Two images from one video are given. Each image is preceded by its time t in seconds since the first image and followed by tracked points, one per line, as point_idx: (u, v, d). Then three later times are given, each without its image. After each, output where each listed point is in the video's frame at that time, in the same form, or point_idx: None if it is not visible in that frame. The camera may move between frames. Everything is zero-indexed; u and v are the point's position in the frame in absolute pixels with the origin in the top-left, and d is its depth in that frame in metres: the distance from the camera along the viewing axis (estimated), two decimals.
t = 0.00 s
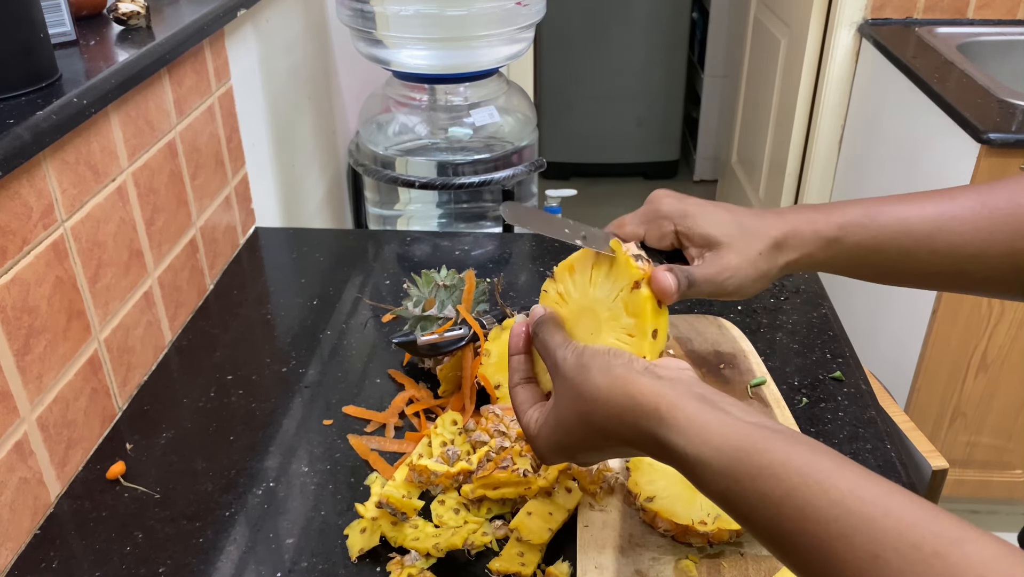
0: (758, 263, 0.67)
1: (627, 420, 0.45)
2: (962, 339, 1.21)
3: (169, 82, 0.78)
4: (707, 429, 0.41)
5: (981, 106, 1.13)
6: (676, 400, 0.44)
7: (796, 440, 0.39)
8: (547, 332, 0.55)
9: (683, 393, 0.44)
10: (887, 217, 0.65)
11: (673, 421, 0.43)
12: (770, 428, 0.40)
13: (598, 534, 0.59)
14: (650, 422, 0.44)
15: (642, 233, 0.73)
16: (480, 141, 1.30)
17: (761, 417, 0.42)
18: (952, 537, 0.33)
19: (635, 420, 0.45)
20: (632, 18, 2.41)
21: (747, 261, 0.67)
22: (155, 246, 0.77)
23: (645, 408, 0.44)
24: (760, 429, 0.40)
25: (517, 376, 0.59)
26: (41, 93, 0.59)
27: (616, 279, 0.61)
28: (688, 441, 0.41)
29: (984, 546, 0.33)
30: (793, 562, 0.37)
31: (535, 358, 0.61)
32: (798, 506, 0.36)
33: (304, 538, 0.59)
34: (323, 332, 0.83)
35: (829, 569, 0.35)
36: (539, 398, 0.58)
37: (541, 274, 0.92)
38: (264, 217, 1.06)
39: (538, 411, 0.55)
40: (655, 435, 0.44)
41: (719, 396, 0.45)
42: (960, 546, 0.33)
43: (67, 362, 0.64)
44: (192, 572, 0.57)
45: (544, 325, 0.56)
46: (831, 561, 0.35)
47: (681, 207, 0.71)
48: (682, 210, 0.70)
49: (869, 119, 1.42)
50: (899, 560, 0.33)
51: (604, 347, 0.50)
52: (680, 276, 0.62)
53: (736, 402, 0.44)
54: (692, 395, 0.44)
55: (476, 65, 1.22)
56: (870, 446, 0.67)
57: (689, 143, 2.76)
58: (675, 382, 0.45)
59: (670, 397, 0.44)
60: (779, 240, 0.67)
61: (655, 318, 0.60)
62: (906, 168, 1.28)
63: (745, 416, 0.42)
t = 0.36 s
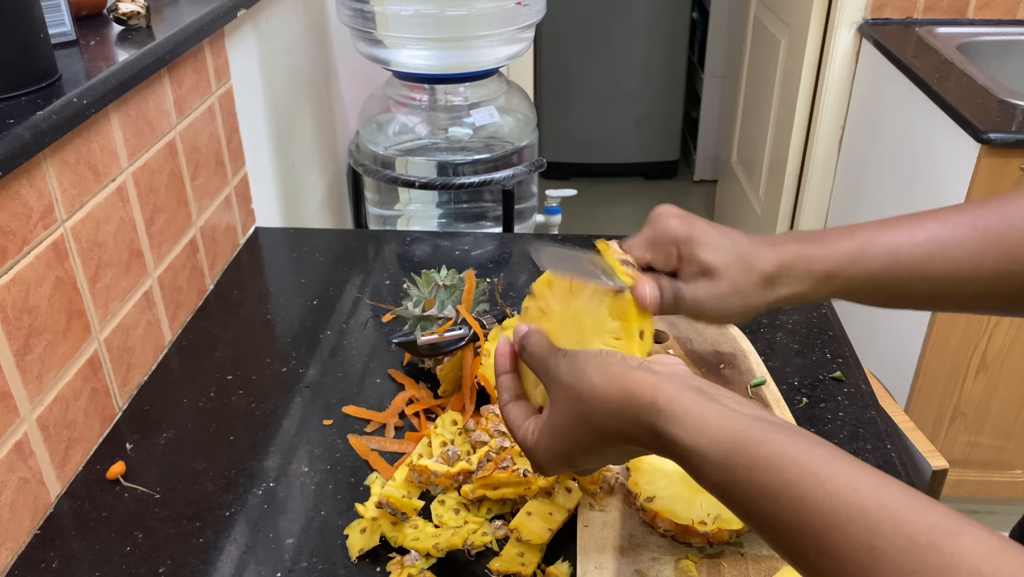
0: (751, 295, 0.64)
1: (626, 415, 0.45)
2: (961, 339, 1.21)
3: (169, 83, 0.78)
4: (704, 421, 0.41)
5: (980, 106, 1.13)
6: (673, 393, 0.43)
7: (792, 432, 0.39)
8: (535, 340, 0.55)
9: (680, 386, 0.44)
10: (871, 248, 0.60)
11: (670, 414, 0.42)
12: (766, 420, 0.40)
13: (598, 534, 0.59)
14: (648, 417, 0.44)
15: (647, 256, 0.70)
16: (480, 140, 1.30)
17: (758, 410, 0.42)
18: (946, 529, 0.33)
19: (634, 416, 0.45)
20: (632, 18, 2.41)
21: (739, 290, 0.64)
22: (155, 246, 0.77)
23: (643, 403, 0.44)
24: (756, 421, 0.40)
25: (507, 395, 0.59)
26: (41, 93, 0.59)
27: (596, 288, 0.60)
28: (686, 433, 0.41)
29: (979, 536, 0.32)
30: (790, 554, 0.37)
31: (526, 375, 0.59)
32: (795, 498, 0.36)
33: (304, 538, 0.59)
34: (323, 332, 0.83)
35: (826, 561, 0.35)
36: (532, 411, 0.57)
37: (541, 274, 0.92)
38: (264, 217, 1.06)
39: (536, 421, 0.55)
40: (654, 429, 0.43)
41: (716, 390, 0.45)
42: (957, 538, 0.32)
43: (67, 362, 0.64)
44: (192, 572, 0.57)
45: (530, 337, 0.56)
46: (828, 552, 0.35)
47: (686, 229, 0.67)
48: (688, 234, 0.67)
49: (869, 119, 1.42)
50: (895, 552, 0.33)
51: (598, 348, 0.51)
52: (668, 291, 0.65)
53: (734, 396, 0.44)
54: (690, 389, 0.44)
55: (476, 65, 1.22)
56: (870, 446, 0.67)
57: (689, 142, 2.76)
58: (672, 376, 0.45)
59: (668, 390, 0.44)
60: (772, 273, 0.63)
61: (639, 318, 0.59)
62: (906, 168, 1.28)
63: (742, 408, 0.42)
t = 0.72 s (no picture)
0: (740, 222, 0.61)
1: (603, 452, 0.44)
2: (960, 339, 1.21)
3: (169, 83, 0.78)
4: (685, 457, 0.39)
5: (980, 106, 1.13)
6: (651, 429, 0.42)
7: (776, 463, 0.38)
8: (505, 366, 0.55)
9: (658, 421, 0.42)
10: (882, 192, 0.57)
11: (651, 452, 0.41)
12: (748, 453, 0.39)
13: (598, 534, 0.59)
14: (626, 455, 0.42)
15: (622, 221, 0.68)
16: (480, 140, 1.30)
17: (739, 440, 0.41)
18: (941, 562, 0.31)
19: (612, 454, 0.43)
20: (632, 18, 2.41)
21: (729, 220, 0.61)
22: (155, 246, 0.77)
23: (619, 441, 0.42)
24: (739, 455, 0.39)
25: (475, 421, 0.59)
26: (42, 93, 0.59)
27: (569, 304, 0.66)
28: (667, 473, 0.40)
29: (975, 573, 0.31)
30: None
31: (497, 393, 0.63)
32: (784, 538, 0.35)
33: (304, 538, 0.60)
34: (323, 332, 0.83)
35: None
36: (501, 438, 0.57)
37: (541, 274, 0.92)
38: (265, 217, 1.06)
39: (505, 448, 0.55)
40: (631, 468, 0.42)
41: (694, 420, 0.43)
42: (951, 576, 0.31)
43: (67, 362, 0.64)
44: (192, 572, 0.57)
45: (499, 361, 0.55)
46: None
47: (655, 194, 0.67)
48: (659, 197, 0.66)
49: (869, 119, 1.42)
50: None
51: (569, 380, 0.49)
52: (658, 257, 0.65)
53: (712, 425, 0.42)
54: (668, 421, 0.42)
55: (476, 64, 1.22)
56: (869, 446, 0.68)
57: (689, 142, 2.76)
58: (648, 409, 0.44)
59: (645, 426, 0.42)
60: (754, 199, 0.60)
61: (615, 335, 0.64)
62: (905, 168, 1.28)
63: (723, 440, 0.40)
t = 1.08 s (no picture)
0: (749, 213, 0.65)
1: (631, 448, 0.40)
2: (961, 340, 1.21)
3: (169, 82, 0.78)
4: (723, 469, 0.36)
5: (981, 106, 1.13)
6: (686, 436, 0.38)
7: (816, 471, 0.36)
8: (533, 333, 0.47)
9: (691, 426, 0.38)
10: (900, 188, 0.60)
11: (683, 461, 0.37)
12: (791, 462, 0.36)
13: (598, 534, 0.59)
14: (659, 461, 0.38)
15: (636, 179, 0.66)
16: (480, 140, 1.29)
17: (775, 443, 0.38)
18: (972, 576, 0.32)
19: (642, 456, 0.39)
20: (632, 18, 2.41)
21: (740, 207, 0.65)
22: (155, 246, 0.77)
23: (651, 446, 0.39)
24: (785, 470, 0.36)
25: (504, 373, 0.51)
26: (41, 93, 0.59)
27: (609, 275, 0.51)
28: (703, 485, 0.37)
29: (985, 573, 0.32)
30: None
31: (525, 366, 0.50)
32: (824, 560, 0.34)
33: (304, 538, 0.60)
34: (323, 332, 0.83)
35: None
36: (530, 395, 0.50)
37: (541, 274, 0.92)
38: (264, 217, 1.06)
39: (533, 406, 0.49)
40: (663, 473, 0.38)
41: (729, 420, 0.39)
42: None
43: (67, 362, 0.64)
44: (192, 572, 0.57)
45: (528, 325, 0.48)
46: None
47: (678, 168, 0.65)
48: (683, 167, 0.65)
49: (869, 119, 1.42)
50: None
51: (601, 361, 0.43)
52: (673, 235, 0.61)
53: (747, 426, 0.39)
54: (705, 426, 0.38)
55: (476, 64, 1.21)
56: (869, 446, 0.67)
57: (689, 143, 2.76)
58: (683, 410, 0.39)
59: (679, 432, 0.38)
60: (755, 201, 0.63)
61: (657, 318, 0.49)
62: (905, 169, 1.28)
63: (761, 446, 0.37)
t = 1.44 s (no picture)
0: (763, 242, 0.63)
1: (662, 407, 0.40)
2: (961, 339, 1.21)
3: (169, 82, 0.78)
4: (761, 427, 0.37)
5: (981, 105, 1.13)
6: (721, 394, 0.39)
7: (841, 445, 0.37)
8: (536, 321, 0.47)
9: (723, 388, 0.40)
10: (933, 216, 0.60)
11: (719, 414, 0.39)
12: (817, 432, 0.38)
13: (598, 534, 0.59)
14: (694, 417, 0.39)
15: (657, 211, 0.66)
16: (480, 140, 1.29)
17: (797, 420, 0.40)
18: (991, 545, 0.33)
19: (673, 413, 0.40)
20: (632, 18, 2.41)
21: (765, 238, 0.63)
22: (155, 246, 0.77)
23: (686, 401, 0.40)
24: (821, 447, 0.36)
25: (482, 379, 0.51)
26: (41, 93, 0.59)
27: (604, 262, 0.56)
28: (739, 440, 0.38)
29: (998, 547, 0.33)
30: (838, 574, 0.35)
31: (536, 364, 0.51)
32: (859, 522, 0.34)
33: (305, 538, 0.60)
34: (323, 332, 0.83)
35: None
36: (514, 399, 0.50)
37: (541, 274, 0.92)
38: (264, 217, 1.06)
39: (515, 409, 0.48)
40: (695, 430, 0.39)
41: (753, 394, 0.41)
42: (991, 558, 0.32)
43: (67, 362, 0.63)
44: (192, 572, 0.57)
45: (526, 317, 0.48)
46: None
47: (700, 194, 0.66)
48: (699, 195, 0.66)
49: (869, 119, 1.42)
50: None
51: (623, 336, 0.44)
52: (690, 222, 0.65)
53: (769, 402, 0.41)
54: (737, 390, 0.40)
55: (476, 65, 1.21)
56: (870, 446, 0.67)
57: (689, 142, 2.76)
58: (712, 375, 0.41)
59: (715, 391, 0.39)
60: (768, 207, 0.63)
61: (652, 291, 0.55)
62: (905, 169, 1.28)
63: (789, 417, 0.39)
